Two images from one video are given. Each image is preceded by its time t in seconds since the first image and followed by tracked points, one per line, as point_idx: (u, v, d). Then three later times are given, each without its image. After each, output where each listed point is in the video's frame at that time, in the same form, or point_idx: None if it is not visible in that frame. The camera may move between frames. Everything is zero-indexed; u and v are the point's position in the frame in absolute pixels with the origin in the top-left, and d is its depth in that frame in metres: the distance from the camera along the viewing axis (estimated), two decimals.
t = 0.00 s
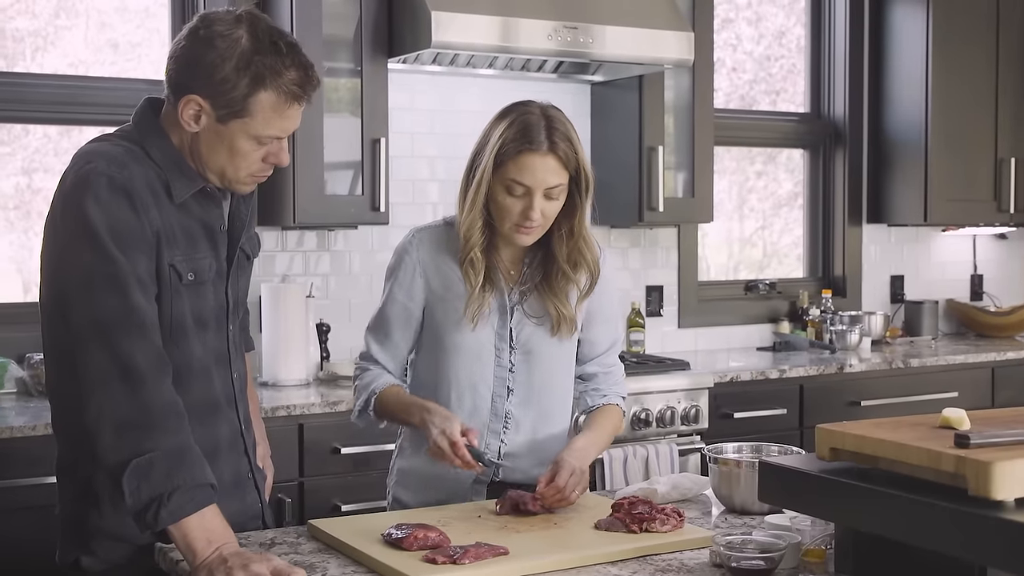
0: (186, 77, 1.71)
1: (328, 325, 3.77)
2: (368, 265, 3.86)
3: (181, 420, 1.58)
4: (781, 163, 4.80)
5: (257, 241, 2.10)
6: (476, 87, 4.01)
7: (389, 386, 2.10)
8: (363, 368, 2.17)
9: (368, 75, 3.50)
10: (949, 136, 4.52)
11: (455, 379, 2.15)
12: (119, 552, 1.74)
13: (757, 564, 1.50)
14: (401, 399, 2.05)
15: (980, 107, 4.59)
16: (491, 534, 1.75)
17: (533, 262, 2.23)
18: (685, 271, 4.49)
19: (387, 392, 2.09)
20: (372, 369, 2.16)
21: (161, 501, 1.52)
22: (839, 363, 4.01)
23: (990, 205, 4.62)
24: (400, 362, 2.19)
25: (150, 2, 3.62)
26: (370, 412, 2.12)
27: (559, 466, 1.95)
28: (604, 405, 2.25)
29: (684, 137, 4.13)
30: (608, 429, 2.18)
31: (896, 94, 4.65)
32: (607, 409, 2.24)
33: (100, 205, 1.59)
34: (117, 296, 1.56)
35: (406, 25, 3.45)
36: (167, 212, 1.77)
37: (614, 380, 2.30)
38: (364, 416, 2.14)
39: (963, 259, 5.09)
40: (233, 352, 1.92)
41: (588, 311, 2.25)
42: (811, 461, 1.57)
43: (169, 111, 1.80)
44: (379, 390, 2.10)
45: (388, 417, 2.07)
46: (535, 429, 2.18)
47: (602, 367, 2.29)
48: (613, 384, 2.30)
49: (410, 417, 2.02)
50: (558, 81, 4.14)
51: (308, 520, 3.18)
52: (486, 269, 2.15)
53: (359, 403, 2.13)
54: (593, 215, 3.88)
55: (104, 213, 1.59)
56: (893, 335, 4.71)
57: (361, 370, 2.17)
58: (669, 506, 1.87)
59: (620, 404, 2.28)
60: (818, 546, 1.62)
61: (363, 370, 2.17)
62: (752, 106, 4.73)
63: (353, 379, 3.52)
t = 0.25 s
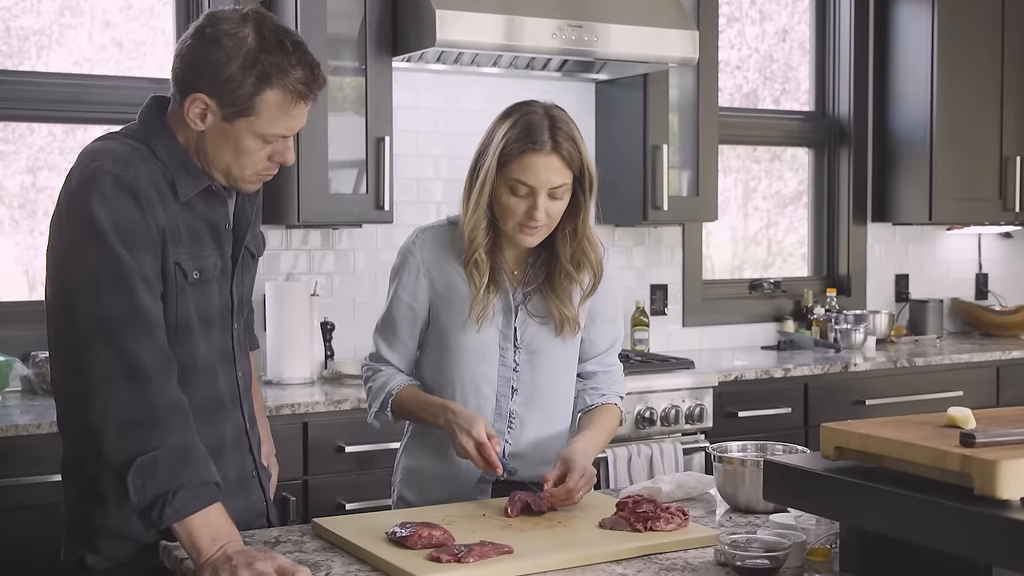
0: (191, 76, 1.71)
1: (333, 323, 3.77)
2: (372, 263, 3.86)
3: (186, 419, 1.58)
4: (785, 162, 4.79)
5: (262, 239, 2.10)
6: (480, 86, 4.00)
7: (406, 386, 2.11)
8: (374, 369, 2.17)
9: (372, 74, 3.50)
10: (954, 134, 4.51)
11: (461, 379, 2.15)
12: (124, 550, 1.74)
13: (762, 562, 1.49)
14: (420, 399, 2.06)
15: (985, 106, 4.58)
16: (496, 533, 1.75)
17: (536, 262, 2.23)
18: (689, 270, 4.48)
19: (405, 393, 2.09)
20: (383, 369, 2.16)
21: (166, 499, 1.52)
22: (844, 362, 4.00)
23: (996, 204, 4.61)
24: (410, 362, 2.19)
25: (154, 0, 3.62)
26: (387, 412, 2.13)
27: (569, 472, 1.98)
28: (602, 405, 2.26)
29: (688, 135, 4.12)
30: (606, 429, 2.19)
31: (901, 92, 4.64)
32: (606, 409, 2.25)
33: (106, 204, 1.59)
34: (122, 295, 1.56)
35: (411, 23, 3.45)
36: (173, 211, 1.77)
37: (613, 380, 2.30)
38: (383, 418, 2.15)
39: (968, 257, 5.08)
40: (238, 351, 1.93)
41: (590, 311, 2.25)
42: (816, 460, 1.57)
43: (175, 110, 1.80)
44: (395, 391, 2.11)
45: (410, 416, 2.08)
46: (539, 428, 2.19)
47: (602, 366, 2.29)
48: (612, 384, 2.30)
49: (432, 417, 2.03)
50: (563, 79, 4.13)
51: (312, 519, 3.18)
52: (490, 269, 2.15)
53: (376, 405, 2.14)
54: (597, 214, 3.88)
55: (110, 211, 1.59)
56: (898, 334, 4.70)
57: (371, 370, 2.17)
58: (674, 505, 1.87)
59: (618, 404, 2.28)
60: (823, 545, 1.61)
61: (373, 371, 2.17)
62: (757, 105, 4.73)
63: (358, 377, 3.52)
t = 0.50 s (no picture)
0: (196, 75, 1.71)
1: (336, 322, 3.78)
2: (375, 262, 3.87)
3: (190, 417, 1.58)
4: (788, 160, 4.79)
5: (265, 238, 2.10)
6: (483, 84, 4.00)
7: (414, 386, 2.11)
8: (379, 367, 2.17)
9: (375, 72, 3.50)
10: (957, 133, 4.51)
11: (464, 378, 2.15)
12: (128, 548, 1.74)
13: (766, 561, 1.50)
14: (429, 398, 2.06)
15: (988, 104, 4.57)
16: (500, 531, 1.75)
17: (539, 262, 2.23)
18: (692, 268, 4.48)
19: (412, 393, 2.09)
20: (388, 367, 2.16)
21: (169, 497, 1.52)
22: (847, 360, 4.00)
23: (999, 202, 4.61)
24: (414, 359, 2.19)
25: None
26: (394, 411, 2.13)
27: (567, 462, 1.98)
28: (605, 403, 2.26)
29: (691, 133, 4.12)
30: (609, 426, 2.19)
31: (904, 90, 4.63)
32: (608, 406, 2.25)
33: (110, 202, 1.60)
34: (126, 293, 1.56)
35: (414, 21, 3.45)
36: (177, 209, 1.77)
37: (616, 377, 2.30)
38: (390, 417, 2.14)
39: (971, 255, 5.08)
40: (241, 349, 1.93)
41: (593, 309, 2.25)
42: (819, 457, 1.57)
43: (180, 108, 1.80)
44: (404, 390, 2.11)
45: (419, 415, 2.08)
46: (543, 426, 2.19)
47: (605, 364, 2.29)
48: (615, 381, 2.30)
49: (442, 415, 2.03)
50: (565, 77, 4.13)
51: (315, 517, 3.18)
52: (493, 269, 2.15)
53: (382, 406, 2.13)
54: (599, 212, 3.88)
55: (114, 209, 1.59)
56: (901, 332, 4.69)
57: (375, 368, 2.17)
58: (677, 503, 1.87)
59: (621, 401, 2.29)
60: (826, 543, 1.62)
61: (378, 368, 2.17)
62: (760, 102, 4.72)
63: (361, 376, 3.53)
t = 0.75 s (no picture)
0: (199, 72, 1.71)
1: (337, 320, 3.78)
2: (376, 259, 3.87)
3: (192, 415, 1.58)
4: (790, 158, 4.79)
5: (268, 235, 2.10)
6: (485, 82, 4.00)
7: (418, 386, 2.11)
8: (382, 369, 2.17)
9: (377, 70, 3.50)
10: (959, 131, 4.50)
11: (466, 376, 2.15)
12: (130, 546, 1.75)
13: (767, 559, 1.50)
14: (432, 396, 2.07)
15: (989, 102, 4.57)
16: (502, 529, 1.75)
17: (540, 259, 2.23)
18: (693, 266, 4.48)
19: (417, 392, 2.10)
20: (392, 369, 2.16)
21: (172, 495, 1.53)
22: (848, 358, 4.00)
23: (1000, 200, 4.61)
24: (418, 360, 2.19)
25: None
26: (399, 412, 2.13)
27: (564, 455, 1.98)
28: (607, 400, 2.26)
29: (693, 131, 4.12)
30: (610, 423, 2.19)
31: (906, 88, 4.63)
32: (610, 403, 2.25)
33: (112, 199, 1.60)
34: (128, 290, 1.56)
35: (415, 19, 3.45)
36: (179, 206, 1.77)
37: (618, 374, 2.29)
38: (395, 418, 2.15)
39: (972, 253, 5.08)
40: (243, 347, 1.93)
41: (594, 306, 2.25)
42: (821, 456, 1.57)
43: (183, 106, 1.80)
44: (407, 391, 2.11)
45: (423, 414, 2.08)
46: (545, 424, 2.19)
47: (607, 361, 2.29)
48: (618, 378, 2.29)
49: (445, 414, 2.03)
50: (567, 75, 4.13)
51: (317, 515, 3.18)
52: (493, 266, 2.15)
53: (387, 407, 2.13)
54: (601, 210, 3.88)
55: (116, 207, 1.59)
56: (903, 330, 4.69)
57: (379, 371, 2.17)
58: (679, 501, 1.87)
59: (624, 398, 2.28)
60: (828, 541, 1.59)
61: (381, 371, 2.16)
62: (762, 100, 4.72)
63: (362, 374, 3.53)
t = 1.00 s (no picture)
0: (202, 70, 1.71)
1: (338, 318, 3.78)
2: (377, 258, 3.87)
3: (194, 412, 1.58)
4: (791, 157, 4.79)
5: (269, 234, 2.10)
6: (486, 81, 4.00)
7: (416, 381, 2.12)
8: (379, 364, 2.17)
9: (378, 69, 3.50)
10: (960, 131, 4.50)
11: (466, 374, 2.15)
12: (131, 543, 1.75)
13: (768, 558, 1.50)
14: (430, 392, 2.08)
15: (991, 102, 4.57)
16: (502, 527, 1.75)
17: (540, 256, 2.23)
18: (694, 265, 4.48)
19: (415, 387, 2.10)
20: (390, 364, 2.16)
21: (173, 493, 1.53)
22: (849, 358, 4.00)
23: (1001, 200, 4.61)
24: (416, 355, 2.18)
25: None
26: (397, 407, 2.13)
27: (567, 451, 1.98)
28: (608, 399, 2.25)
29: (694, 131, 4.12)
30: (610, 422, 2.19)
31: (907, 88, 4.63)
32: (611, 402, 2.25)
33: (115, 197, 1.60)
34: (131, 288, 1.56)
35: (417, 18, 3.45)
36: (182, 204, 1.78)
37: (619, 373, 2.29)
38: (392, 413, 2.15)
39: (973, 253, 5.08)
40: (244, 345, 1.93)
41: (594, 304, 2.25)
42: (822, 455, 1.57)
43: (185, 103, 1.80)
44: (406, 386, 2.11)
45: (421, 410, 2.09)
46: (545, 422, 2.19)
47: (608, 360, 2.29)
48: (618, 377, 2.29)
49: (445, 409, 2.03)
50: (568, 74, 4.13)
51: (317, 513, 3.18)
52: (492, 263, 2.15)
53: (383, 402, 2.13)
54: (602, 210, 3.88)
55: (119, 205, 1.60)
56: (903, 330, 4.69)
57: (376, 365, 2.16)
58: (680, 500, 1.87)
59: (624, 398, 2.28)
60: (828, 540, 1.62)
61: (378, 364, 2.16)
62: (763, 100, 4.72)
63: (363, 372, 3.53)
